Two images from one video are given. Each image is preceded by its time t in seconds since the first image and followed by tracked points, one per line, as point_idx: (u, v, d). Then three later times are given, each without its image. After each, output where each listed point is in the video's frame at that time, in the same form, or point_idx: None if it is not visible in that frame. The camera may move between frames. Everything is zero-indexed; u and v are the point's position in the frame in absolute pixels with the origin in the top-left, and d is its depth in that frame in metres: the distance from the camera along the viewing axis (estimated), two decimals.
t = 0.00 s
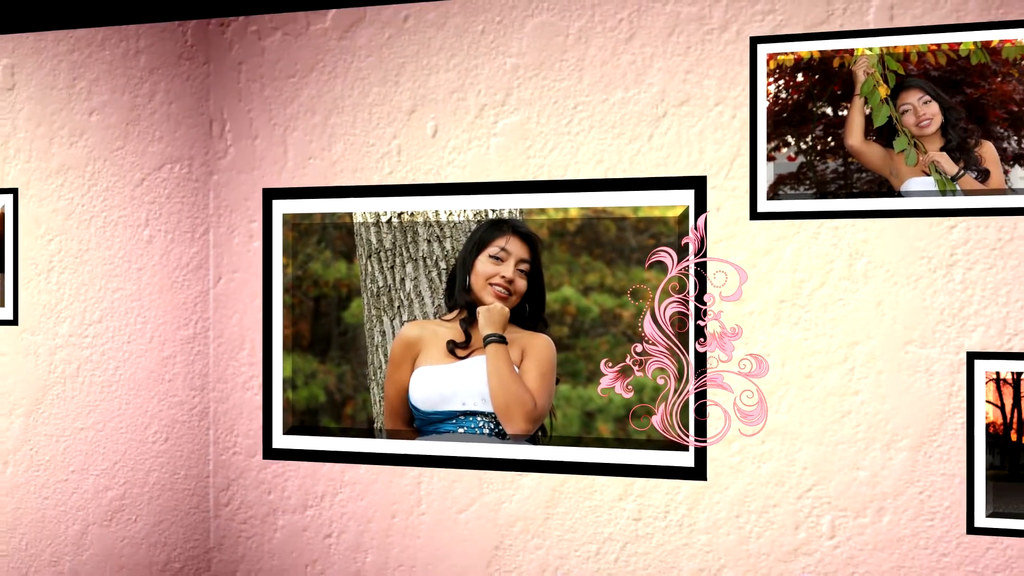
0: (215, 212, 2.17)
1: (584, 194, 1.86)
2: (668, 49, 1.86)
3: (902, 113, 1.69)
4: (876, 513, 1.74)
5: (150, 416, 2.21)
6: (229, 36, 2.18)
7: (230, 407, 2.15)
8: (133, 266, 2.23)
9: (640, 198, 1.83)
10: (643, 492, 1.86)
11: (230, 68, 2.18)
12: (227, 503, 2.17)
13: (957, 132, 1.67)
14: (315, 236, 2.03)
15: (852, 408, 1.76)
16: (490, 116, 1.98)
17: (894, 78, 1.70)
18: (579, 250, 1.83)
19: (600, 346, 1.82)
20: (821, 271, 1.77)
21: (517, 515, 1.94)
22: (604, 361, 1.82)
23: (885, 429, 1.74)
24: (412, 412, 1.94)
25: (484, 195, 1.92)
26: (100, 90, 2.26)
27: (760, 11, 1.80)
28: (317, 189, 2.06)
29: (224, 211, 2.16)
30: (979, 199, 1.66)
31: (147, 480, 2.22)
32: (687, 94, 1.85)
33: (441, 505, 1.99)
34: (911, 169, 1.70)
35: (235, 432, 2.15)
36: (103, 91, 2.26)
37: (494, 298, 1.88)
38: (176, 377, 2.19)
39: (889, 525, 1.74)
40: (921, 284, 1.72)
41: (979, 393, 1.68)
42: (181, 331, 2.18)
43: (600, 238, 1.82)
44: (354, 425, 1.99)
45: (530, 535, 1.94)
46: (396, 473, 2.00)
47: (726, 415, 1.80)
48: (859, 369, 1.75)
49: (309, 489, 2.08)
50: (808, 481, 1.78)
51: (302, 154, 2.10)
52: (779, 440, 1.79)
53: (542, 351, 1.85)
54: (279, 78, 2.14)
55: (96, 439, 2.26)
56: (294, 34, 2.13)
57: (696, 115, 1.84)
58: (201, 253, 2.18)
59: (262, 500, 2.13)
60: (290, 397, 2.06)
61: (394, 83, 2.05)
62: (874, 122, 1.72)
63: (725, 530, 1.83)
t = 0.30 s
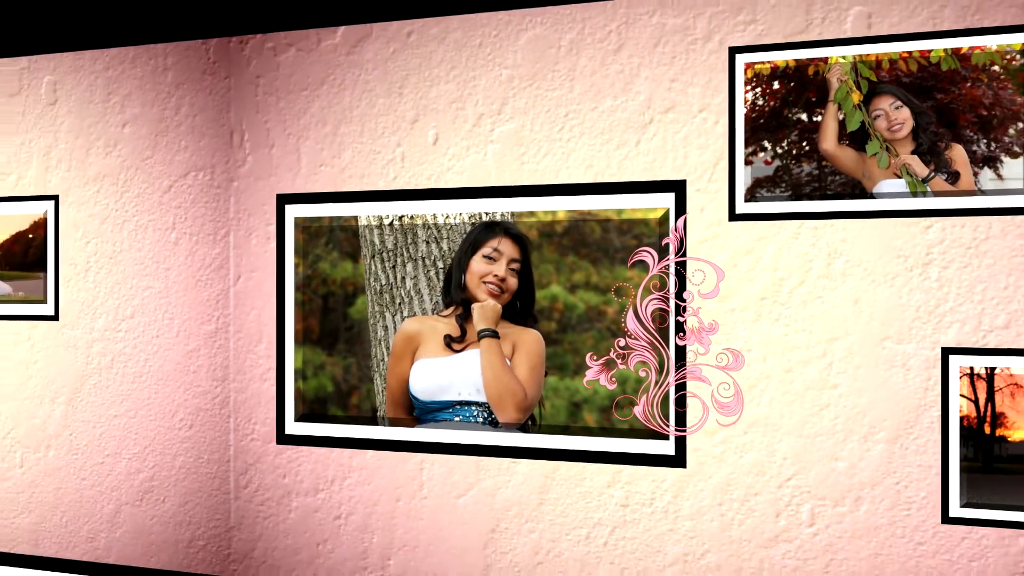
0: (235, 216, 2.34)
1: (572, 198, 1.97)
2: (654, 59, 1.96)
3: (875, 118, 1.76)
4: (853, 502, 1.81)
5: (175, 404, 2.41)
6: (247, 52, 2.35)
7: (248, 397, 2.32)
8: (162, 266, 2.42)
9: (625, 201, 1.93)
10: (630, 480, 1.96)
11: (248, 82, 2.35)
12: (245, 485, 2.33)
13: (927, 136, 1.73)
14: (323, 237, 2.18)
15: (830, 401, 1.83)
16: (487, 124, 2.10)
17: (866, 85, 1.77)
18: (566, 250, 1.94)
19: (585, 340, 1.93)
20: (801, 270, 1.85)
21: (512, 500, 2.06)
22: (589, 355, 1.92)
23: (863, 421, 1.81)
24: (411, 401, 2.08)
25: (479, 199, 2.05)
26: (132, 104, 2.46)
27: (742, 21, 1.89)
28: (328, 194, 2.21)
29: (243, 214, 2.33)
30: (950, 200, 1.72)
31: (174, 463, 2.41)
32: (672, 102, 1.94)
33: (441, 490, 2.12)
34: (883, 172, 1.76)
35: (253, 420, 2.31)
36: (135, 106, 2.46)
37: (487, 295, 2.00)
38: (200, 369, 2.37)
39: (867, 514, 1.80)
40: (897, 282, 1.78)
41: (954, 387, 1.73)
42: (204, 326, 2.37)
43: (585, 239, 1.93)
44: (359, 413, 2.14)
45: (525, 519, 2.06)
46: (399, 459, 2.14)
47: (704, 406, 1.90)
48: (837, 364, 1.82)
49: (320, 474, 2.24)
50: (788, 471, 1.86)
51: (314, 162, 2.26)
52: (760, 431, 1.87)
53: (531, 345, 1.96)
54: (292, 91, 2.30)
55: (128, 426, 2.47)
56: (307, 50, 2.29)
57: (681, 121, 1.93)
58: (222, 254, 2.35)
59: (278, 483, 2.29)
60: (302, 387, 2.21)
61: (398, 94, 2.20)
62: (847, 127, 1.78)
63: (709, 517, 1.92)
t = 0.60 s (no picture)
0: (254, 219, 2.51)
1: (563, 201, 2.07)
2: (644, 67, 2.05)
3: (851, 123, 1.82)
4: (835, 493, 1.88)
5: (200, 394, 2.59)
6: (265, 66, 2.52)
7: (266, 388, 2.48)
8: (188, 266, 2.61)
9: (614, 203, 2.02)
10: (621, 469, 2.06)
11: (266, 94, 2.51)
12: (263, 471, 2.50)
13: (902, 139, 1.78)
14: (333, 239, 2.33)
15: (813, 394, 1.90)
16: (486, 131, 2.22)
17: (843, 91, 1.84)
18: (556, 250, 2.05)
19: (575, 335, 2.03)
20: (784, 268, 1.92)
21: (510, 487, 2.18)
22: (578, 349, 2.03)
23: (844, 414, 1.87)
24: (413, 392, 2.21)
25: (477, 202, 2.17)
26: (161, 116, 2.65)
27: (727, 30, 1.97)
28: (338, 199, 2.36)
29: (261, 218, 2.49)
30: (924, 201, 1.77)
31: (199, 448, 2.60)
32: (660, 108, 2.03)
33: (443, 477, 2.25)
34: (860, 174, 1.82)
35: (270, 410, 2.48)
36: (163, 117, 2.65)
37: (483, 293, 2.12)
38: (222, 361, 2.55)
39: (848, 504, 1.86)
40: (877, 280, 1.84)
41: (933, 382, 1.78)
42: (226, 322, 2.54)
43: (575, 239, 2.03)
44: (366, 403, 2.28)
45: (522, 505, 2.18)
46: (404, 447, 2.28)
47: (686, 398, 1.98)
48: (819, 359, 1.89)
49: (332, 460, 2.39)
50: (771, 462, 1.93)
51: (326, 169, 2.41)
52: (745, 424, 1.95)
53: (524, 340, 2.07)
54: (306, 102, 2.46)
55: (158, 414, 2.67)
56: (319, 63, 2.44)
57: (669, 126, 2.02)
58: (242, 254, 2.52)
59: (293, 469, 2.46)
60: (313, 378, 2.37)
61: (404, 104, 2.33)
62: (825, 131, 1.85)
63: (695, 505, 2.00)
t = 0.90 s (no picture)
0: (271, 222, 2.67)
1: (557, 203, 2.17)
2: (636, 74, 2.14)
3: (831, 126, 1.88)
4: (819, 484, 1.94)
5: (223, 386, 2.77)
6: (282, 78, 2.68)
7: (282, 380, 2.65)
8: (211, 266, 2.79)
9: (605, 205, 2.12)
10: (614, 460, 2.15)
11: (283, 104, 2.67)
12: (280, 458, 2.67)
13: (880, 142, 1.84)
14: (343, 240, 2.48)
15: (798, 389, 1.96)
16: (486, 137, 2.34)
17: (823, 95, 1.90)
18: (549, 250, 2.15)
19: (567, 331, 2.13)
20: (770, 267, 1.99)
21: (509, 476, 2.29)
22: (570, 344, 2.13)
23: (828, 409, 1.93)
24: (416, 384, 2.35)
25: (477, 205, 2.28)
26: (187, 126, 2.84)
27: (716, 38, 2.04)
28: (349, 202, 2.50)
29: (278, 221, 2.66)
30: (903, 202, 1.82)
31: (222, 436, 2.78)
32: (651, 113, 2.12)
33: (447, 465, 2.37)
34: (839, 176, 1.88)
35: (286, 401, 2.64)
36: (189, 127, 2.83)
37: (481, 291, 2.23)
38: (242, 355, 2.73)
39: (832, 495, 1.92)
40: (861, 278, 1.89)
41: (914, 377, 1.83)
42: (246, 318, 2.72)
43: (567, 240, 2.14)
44: (373, 395, 2.42)
45: (520, 493, 2.29)
46: (410, 437, 2.41)
47: (672, 391, 2.07)
48: (804, 355, 1.95)
49: (344, 448, 2.54)
50: (758, 454, 2.00)
51: (338, 174, 2.55)
52: (732, 417, 2.03)
53: (519, 335, 2.18)
54: (320, 111, 2.61)
55: (184, 404, 2.86)
56: (332, 75, 2.59)
57: (659, 131, 2.10)
58: (261, 255, 2.69)
59: (308, 456, 2.61)
60: (324, 371, 2.52)
61: (410, 112, 2.47)
62: (806, 135, 1.91)
63: (685, 495, 2.09)
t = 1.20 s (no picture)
0: (289, 224, 2.83)
1: (553, 205, 2.27)
2: (629, 81, 2.23)
3: (813, 130, 1.94)
4: (806, 477, 1.99)
5: (244, 379, 2.95)
6: (298, 88, 2.83)
7: (299, 373, 2.81)
8: (234, 266, 2.96)
9: (598, 207, 2.21)
10: (609, 451, 2.24)
11: (299, 113, 2.83)
12: (298, 447, 2.83)
13: (862, 144, 1.89)
14: (353, 241, 2.62)
15: (785, 384, 2.02)
16: (488, 143, 2.45)
17: (806, 100, 1.96)
18: (545, 251, 2.26)
19: (561, 327, 2.23)
20: (759, 266, 2.05)
21: (510, 466, 2.40)
22: (564, 340, 2.23)
23: (815, 403, 1.98)
24: (421, 377, 2.47)
25: (478, 207, 2.39)
26: (212, 135, 3.02)
27: (706, 44, 2.12)
28: (360, 205, 2.64)
29: (294, 223, 2.82)
30: (884, 202, 1.87)
31: (243, 426, 2.96)
32: (644, 118, 2.20)
33: (451, 455, 2.49)
34: (822, 177, 1.94)
35: (303, 393, 2.80)
36: (214, 136, 3.02)
37: (481, 289, 2.35)
38: (262, 349, 2.90)
39: (818, 487, 1.98)
40: (847, 277, 1.94)
41: (897, 372, 1.87)
42: (266, 315, 2.88)
43: (562, 240, 2.23)
44: (381, 387, 2.56)
45: (520, 483, 2.40)
46: (416, 428, 2.54)
47: (661, 385, 2.16)
48: (791, 351, 2.01)
49: (355, 438, 2.68)
50: (747, 446, 2.07)
51: (350, 179, 2.70)
52: (722, 411, 2.10)
53: (517, 331, 2.29)
54: (333, 119, 2.76)
55: (209, 396, 3.04)
56: (344, 85, 2.73)
57: (651, 134, 2.18)
58: (279, 256, 2.85)
59: (322, 446, 2.77)
60: (336, 365, 2.66)
61: (417, 119, 2.59)
62: (790, 138, 1.97)
63: (677, 486, 2.16)
